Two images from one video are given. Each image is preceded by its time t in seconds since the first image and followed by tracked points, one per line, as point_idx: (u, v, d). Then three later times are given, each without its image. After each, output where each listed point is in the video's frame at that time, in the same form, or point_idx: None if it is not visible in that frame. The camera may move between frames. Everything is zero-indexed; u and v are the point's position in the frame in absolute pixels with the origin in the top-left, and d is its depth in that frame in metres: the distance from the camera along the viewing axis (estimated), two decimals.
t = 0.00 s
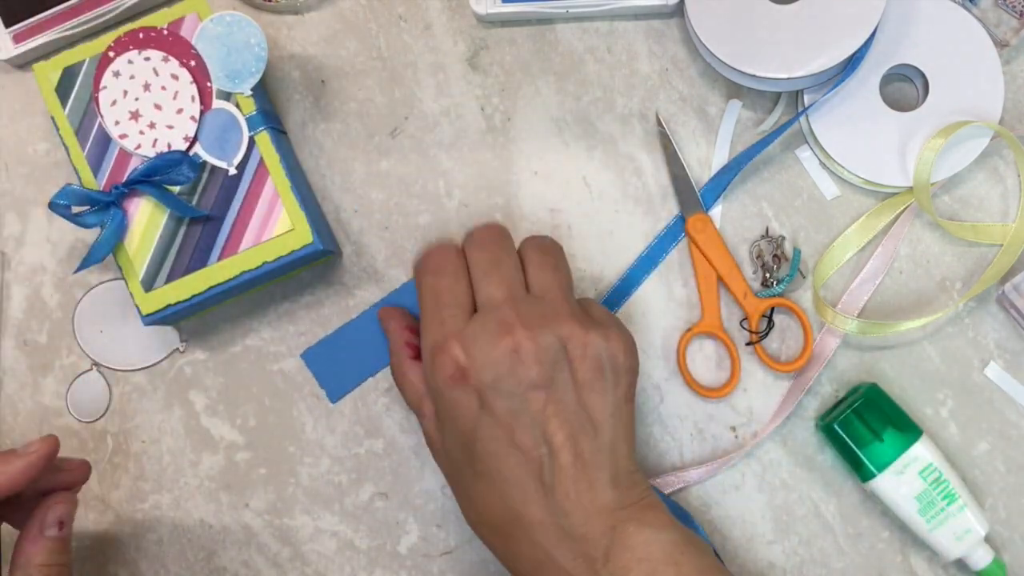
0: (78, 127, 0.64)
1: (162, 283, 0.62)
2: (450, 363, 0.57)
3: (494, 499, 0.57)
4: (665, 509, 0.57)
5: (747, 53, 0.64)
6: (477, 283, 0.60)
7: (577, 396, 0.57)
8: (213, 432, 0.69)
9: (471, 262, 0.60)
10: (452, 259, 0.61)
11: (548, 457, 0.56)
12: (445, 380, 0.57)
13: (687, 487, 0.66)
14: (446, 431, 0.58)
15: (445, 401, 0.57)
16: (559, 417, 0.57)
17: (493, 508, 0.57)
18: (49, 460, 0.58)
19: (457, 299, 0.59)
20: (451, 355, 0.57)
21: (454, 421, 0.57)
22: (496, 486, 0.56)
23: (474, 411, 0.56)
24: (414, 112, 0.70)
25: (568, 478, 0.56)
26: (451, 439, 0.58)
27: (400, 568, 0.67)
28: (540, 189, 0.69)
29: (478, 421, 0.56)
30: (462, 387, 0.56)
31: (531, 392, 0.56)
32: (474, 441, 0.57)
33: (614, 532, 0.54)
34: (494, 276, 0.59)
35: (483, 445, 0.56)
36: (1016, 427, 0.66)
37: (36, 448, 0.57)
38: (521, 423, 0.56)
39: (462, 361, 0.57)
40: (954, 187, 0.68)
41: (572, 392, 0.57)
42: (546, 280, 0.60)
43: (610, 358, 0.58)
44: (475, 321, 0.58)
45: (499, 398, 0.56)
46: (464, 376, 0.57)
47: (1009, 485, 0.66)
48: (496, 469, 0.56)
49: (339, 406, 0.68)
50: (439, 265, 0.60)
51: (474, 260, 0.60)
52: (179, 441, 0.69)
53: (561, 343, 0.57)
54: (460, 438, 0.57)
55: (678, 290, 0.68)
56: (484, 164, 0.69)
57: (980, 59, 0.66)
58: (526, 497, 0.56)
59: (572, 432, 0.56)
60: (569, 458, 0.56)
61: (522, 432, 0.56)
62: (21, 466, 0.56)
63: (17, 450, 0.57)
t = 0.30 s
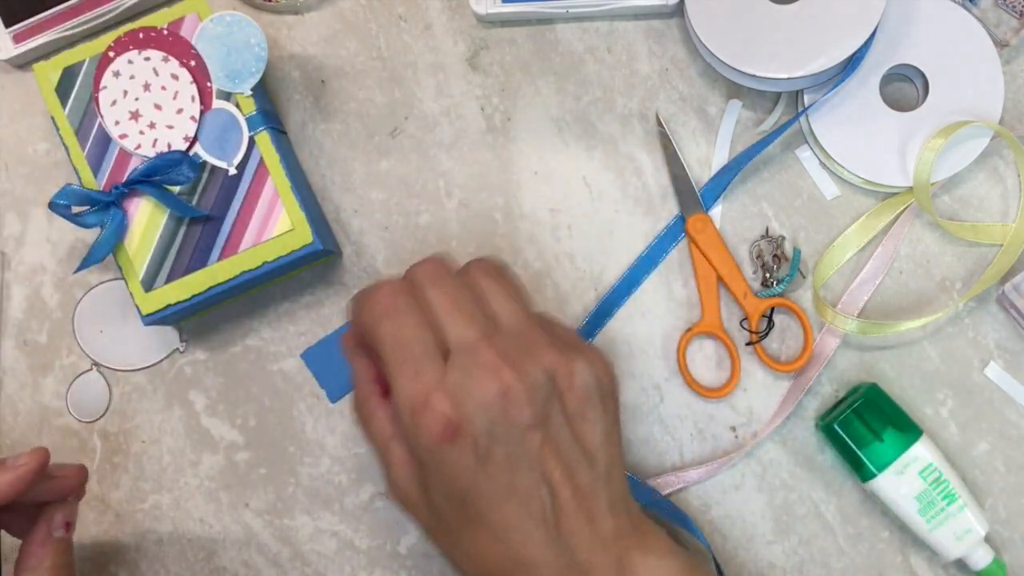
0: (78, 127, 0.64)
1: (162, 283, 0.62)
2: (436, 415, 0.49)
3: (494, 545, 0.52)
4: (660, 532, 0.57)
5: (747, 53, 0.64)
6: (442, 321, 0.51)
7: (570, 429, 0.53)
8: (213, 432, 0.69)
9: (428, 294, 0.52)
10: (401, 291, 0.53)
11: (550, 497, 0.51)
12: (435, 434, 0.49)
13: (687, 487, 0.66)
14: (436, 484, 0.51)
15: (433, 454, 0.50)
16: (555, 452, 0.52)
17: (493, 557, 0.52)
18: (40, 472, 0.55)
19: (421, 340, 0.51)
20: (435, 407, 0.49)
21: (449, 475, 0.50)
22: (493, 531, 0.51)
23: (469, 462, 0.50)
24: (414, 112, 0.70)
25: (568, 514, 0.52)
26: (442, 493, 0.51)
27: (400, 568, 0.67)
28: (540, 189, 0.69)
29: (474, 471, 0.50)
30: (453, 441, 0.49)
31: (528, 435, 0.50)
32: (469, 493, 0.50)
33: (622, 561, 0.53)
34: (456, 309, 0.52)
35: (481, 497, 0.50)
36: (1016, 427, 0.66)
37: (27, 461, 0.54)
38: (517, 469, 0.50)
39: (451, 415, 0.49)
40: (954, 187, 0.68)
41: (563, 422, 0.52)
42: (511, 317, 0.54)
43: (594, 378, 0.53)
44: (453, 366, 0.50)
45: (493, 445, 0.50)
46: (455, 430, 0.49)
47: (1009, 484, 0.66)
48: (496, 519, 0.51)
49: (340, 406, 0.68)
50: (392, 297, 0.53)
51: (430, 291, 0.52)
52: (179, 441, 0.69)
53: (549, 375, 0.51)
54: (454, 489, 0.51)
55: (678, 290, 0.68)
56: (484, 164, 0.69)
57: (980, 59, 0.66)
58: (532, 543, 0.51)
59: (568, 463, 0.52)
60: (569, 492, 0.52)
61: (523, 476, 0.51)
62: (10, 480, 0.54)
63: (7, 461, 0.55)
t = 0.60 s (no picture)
0: (78, 127, 0.64)
1: (162, 283, 0.62)
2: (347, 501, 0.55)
3: None
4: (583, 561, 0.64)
5: (747, 53, 0.64)
6: (302, 445, 0.60)
7: (455, 464, 0.63)
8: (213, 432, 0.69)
9: (279, 434, 0.62)
10: (262, 446, 0.61)
11: (476, 532, 0.58)
12: (350, 521, 0.55)
13: (687, 486, 0.66)
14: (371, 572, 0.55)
15: (359, 546, 0.55)
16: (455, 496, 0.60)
17: None
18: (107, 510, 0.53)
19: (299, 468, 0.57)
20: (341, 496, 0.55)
21: (378, 556, 0.55)
22: None
23: (393, 538, 0.55)
24: (414, 112, 0.70)
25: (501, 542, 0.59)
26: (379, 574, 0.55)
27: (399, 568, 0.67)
28: (540, 189, 0.69)
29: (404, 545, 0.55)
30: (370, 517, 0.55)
31: (428, 484, 0.59)
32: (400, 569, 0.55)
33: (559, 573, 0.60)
34: (311, 433, 0.60)
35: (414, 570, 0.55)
36: (1016, 427, 0.66)
37: (100, 491, 0.53)
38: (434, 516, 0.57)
39: (360, 493, 0.55)
40: (954, 187, 0.68)
41: (455, 468, 0.63)
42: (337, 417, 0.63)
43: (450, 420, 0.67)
44: (331, 463, 0.57)
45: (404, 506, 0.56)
46: (363, 510, 0.55)
47: (1009, 485, 0.66)
48: None
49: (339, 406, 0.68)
50: (264, 451, 0.60)
51: (273, 437, 0.62)
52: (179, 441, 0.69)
53: (412, 429, 0.62)
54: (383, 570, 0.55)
55: (678, 290, 0.68)
56: (484, 164, 0.69)
57: (980, 59, 0.66)
58: None
59: (475, 506, 0.61)
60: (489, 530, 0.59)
61: (444, 524, 0.57)
62: (77, 508, 0.53)
63: (83, 486, 0.53)
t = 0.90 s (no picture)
0: (78, 128, 0.64)
1: (162, 283, 0.62)
2: (366, 470, 0.52)
3: None
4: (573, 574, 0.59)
5: (747, 53, 0.64)
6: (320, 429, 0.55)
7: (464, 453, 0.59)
8: (213, 432, 0.69)
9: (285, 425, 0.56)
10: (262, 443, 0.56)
11: (479, 518, 0.55)
12: (366, 486, 0.51)
13: (687, 486, 0.66)
14: (375, 545, 0.51)
15: (373, 515, 0.51)
16: (466, 482, 0.57)
17: None
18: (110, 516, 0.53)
19: (320, 442, 0.54)
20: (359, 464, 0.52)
21: (388, 529, 0.51)
22: None
23: (406, 515, 0.52)
24: (414, 112, 0.70)
25: (504, 531, 0.56)
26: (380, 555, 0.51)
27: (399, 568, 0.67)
28: (539, 189, 0.69)
29: (415, 524, 0.52)
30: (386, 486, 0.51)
31: (442, 464, 0.56)
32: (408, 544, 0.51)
33: None
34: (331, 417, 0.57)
35: (424, 551, 0.52)
36: (1016, 427, 0.66)
37: (104, 500, 0.53)
38: (444, 496, 0.54)
39: (378, 459, 0.52)
40: (954, 187, 0.68)
41: (462, 455, 0.58)
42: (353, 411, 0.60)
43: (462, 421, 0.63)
44: (351, 433, 0.54)
45: (417, 480, 0.53)
46: (380, 478, 0.52)
47: (1009, 485, 0.66)
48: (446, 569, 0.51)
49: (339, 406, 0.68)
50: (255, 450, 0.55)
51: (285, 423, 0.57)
52: (179, 441, 0.69)
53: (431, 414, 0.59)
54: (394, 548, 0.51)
55: (678, 290, 0.68)
56: (484, 164, 0.69)
57: (980, 59, 0.66)
58: None
59: (478, 493, 0.57)
60: (491, 518, 0.56)
61: (452, 503, 0.54)
62: (79, 513, 0.52)
63: (87, 493, 0.53)
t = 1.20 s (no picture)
0: (78, 127, 0.64)
1: (162, 283, 0.62)
2: (379, 468, 0.53)
3: None
4: None
5: (747, 53, 0.64)
6: (331, 429, 0.57)
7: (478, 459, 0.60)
8: (213, 432, 0.69)
9: (297, 424, 0.58)
10: (276, 440, 0.56)
11: (494, 519, 0.55)
12: (380, 485, 0.52)
13: (687, 486, 0.66)
14: (394, 543, 0.52)
15: (387, 511, 0.52)
16: (478, 485, 0.58)
17: None
18: (100, 517, 0.53)
19: (334, 442, 0.55)
20: (372, 463, 0.53)
21: (403, 527, 0.52)
22: None
23: (421, 512, 0.52)
24: (414, 112, 0.70)
25: (519, 532, 0.56)
26: (397, 553, 0.51)
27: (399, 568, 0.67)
28: (539, 189, 0.69)
29: (430, 521, 0.52)
30: (397, 484, 0.52)
31: (454, 467, 0.57)
32: (424, 542, 0.52)
33: None
34: (343, 417, 0.58)
35: (438, 549, 0.52)
36: (1016, 427, 0.66)
37: (92, 500, 0.52)
38: (458, 498, 0.55)
39: (391, 459, 0.53)
40: (954, 187, 0.68)
41: (476, 460, 0.60)
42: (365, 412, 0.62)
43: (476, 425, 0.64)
44: (365, 436, 0.56)
45: (431, 481, 0.54)
46: (393, 476, 0.53)
47: (1009, 485, 0.66)
48: (463, 566, 0.51)
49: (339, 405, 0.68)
50: (270, 446, 0.55)
51: (299, 426, 0.58)
52: (179, 441, 0.69)
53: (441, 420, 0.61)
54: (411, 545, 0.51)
55: (678, 289, 0.68)
56: (484, 164, 0.69)
57: (980, 59, 0.66)
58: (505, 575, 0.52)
59: (493, 497, 0.58)
60: (507, 520, 0.56)
61: (466, 504, 0.54)
62: (70, 514, 0.52)
63: (74, 494, 0.53)
